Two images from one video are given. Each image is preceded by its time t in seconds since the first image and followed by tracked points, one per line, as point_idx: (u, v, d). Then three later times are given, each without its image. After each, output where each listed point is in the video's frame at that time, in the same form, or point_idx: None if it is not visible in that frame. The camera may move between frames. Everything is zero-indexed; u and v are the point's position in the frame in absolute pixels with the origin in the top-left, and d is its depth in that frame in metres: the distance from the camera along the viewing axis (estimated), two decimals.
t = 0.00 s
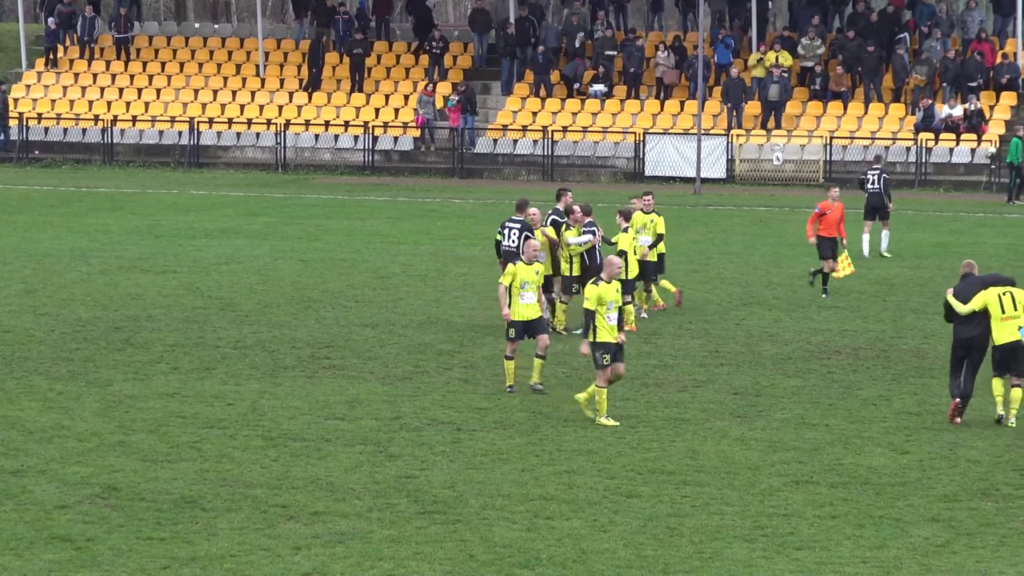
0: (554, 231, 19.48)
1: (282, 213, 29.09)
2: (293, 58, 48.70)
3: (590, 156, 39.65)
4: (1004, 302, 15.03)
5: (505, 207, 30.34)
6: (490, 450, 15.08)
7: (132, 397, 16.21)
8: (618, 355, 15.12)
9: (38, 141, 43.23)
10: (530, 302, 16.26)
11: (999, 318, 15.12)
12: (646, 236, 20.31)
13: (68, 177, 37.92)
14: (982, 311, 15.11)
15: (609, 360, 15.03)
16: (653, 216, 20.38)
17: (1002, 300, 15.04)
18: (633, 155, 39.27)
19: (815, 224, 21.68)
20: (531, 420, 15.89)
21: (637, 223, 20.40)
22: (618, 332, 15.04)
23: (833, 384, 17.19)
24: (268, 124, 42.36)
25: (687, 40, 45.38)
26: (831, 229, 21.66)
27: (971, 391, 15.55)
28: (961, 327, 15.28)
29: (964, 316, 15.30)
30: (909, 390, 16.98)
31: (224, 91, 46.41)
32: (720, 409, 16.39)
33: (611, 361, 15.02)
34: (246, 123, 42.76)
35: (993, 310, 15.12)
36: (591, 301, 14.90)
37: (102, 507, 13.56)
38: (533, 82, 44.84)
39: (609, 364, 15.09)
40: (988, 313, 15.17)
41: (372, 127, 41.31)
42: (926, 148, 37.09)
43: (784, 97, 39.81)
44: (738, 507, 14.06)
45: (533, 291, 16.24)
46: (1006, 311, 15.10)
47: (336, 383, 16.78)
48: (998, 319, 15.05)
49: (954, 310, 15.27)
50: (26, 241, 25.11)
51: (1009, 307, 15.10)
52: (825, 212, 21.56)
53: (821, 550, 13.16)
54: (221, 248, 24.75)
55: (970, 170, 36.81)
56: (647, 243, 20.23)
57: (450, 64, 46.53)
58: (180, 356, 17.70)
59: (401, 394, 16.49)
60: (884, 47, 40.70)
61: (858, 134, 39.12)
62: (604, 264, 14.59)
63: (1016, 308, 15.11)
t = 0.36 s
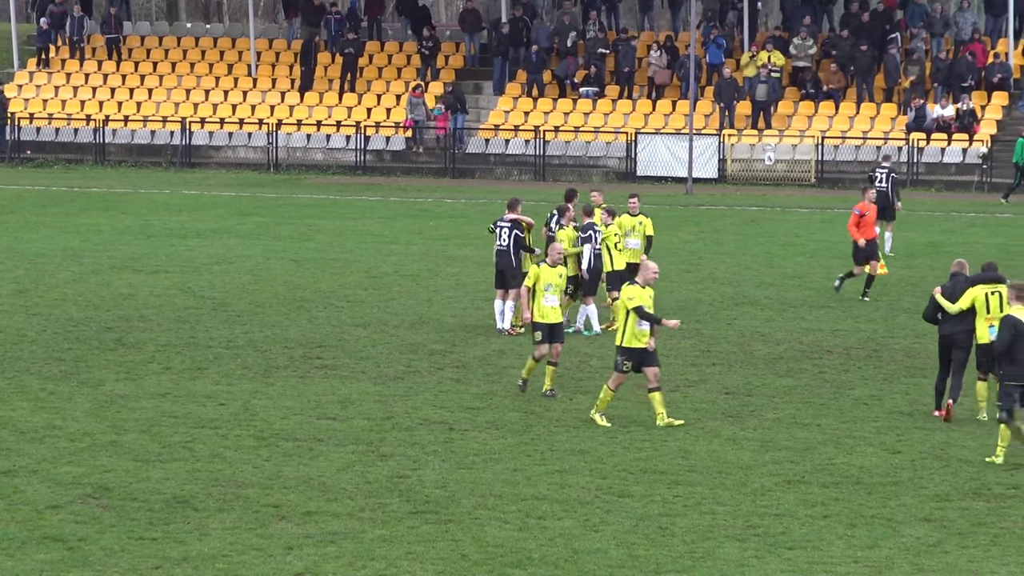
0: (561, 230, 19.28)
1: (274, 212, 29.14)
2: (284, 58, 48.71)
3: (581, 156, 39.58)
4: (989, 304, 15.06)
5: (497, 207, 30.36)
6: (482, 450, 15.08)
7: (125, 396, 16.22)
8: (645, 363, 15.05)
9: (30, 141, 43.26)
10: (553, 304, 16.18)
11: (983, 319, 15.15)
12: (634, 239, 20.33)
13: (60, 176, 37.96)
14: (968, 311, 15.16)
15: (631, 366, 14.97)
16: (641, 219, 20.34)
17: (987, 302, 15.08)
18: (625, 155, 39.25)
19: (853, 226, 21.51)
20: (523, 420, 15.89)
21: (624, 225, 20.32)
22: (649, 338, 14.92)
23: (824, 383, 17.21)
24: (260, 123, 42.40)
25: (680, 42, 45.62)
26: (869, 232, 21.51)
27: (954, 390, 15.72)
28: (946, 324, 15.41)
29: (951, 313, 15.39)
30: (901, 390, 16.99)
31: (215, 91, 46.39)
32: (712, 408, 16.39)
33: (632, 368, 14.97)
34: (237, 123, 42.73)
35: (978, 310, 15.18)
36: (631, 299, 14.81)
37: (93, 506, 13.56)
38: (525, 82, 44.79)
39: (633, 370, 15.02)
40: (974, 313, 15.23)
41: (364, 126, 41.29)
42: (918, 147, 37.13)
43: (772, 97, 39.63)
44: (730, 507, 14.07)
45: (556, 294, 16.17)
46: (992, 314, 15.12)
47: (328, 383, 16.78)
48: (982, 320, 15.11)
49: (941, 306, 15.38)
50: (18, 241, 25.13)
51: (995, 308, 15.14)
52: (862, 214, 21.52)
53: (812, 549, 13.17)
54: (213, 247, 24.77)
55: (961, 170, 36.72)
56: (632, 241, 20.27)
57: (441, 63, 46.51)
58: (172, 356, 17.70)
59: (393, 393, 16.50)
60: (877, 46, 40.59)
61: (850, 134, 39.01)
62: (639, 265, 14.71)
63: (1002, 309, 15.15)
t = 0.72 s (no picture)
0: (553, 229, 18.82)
1: (257, 213, 29.12)
2: (269, 58, 48.73)
3: (565, 156, 39.49)
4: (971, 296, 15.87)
5: (482, 208, 30.38)
6: (465, 450, 15.08)
7: (108, 397, 16.20)
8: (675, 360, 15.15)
9: (13, 140, 43.11)
10: (570, 311, 15.90)
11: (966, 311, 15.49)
12: (615, 237, 20.08)
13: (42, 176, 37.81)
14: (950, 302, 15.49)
15: (672, 359, 15.09)
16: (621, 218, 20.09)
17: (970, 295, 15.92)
18: (608, 154, 39.06)
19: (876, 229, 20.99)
20: (507, 420, 15.88)
21: (605, 225, 20.03)
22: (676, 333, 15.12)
23: (807, 383, 17.22)
24: (244, 123, 42.23)
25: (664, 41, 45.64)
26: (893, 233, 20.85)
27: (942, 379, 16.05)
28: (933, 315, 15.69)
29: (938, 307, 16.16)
30: (884, 389, 17.00)
31: (199, 91, 46.29)
32: (695, 408, 16.40)
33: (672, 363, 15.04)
34: (221, 123, 42.60)
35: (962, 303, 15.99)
36: (653, 300, 14.93)
37: (76, 506, 13.55)
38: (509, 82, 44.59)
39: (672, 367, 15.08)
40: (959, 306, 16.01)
41: (347, 126, 41.01)
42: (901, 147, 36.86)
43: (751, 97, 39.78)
44: (713, 507, 14.07)
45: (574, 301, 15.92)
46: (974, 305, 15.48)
47: (311, 383, 16.78)
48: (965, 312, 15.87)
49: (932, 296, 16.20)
50: None
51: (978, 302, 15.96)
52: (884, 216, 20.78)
53: (795, 549, 13.18)
54: (196, 248, 24.76)
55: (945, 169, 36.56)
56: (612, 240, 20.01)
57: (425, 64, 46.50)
58: (156, 356, 17.69)
59: (376, 393, 16.50)
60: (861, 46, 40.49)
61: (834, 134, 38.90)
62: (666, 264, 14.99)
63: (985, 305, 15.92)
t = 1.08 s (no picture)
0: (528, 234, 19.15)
1: (223, 212, 29.11)
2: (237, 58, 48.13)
3: (533, 155, 39.62)
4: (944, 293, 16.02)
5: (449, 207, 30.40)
6: (432, 450, 15.07)
7: (74, 396, 16.19)
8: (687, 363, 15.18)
9: None
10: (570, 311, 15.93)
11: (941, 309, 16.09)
12: (585, 241, 19.84)
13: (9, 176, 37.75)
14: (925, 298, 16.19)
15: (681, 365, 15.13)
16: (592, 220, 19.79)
17: (944, 292, 16.06)
18: (576, 154, 39.30)
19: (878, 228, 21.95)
20: (474, 419, 15.88)
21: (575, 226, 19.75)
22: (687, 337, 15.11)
23: (775, 382, 17.23)
24: (211, 121, 42.47)
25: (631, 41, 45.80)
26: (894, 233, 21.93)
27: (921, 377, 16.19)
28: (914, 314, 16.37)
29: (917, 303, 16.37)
30: (852, 388, 17.01)
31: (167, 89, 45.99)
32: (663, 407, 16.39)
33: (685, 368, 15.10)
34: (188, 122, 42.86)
35: (936, 300, 16.15)
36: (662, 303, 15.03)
37: (42, 506, 13.55)
38: (477, 81, 44.27)
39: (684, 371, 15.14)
40: (934, 303, 16.19)
41: (315, 126, 41.20)
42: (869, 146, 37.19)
43: (720, 97, 39.41)
44: (680, 506, 14.08)
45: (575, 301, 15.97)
46: (947, 304, 16.06)
47: (278, 382, 16.78)
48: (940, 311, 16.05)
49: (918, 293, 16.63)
50: None
51: (952, 300, 16.09)
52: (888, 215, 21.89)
53: (763, 548, 13.19)
54: (163, 248, 24.73)
55: (912, 169, 36.73)
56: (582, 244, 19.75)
57: (391, 63, 46.03)
58: (123, 356, 17.66)
59: (344, 392, 16.49)
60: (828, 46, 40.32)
61: (801, 134, 38.70)
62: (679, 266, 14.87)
63: (957, 300, 16.06)
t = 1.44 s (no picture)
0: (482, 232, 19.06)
1: (175, 211, 29.05)
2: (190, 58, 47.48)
3: (485, 154, 39.82)
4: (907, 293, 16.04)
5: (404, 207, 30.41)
6: (384, 449, 15.05)
7: (25, 396, 16.14)
8: (680, 366, 15.06)
9: None
10: (564, 312, 15.89)
11: (903, 309, 16.12)
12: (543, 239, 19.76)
13: None
14: (891, 296, 16.23)
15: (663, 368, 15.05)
16: (551, 218, 19.75)
17: (907, 292, 16.08)
18: (529, 152, 39.41)
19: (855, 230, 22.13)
20: (426, 418, 15.85)
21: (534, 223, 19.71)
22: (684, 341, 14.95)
23: (726, 381, 17.26)
24: (163, 121, 42.47)
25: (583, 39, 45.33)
26: (874, 233, 21.95)
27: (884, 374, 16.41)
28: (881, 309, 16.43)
29: (885, 299, 16.42)
30: (804, 388, 17.06)
31: (119, 89, 45.48)
32: (615, 406, 16.39)
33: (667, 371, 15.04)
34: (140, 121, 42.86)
35: (900, 298, 16.17)
36: (663, 302, 14.88)
37: None
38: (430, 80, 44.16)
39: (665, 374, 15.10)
40: (898, 300, 16.20)
41: (267, 125, 41.32)
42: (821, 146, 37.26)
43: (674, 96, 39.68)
44: (632, 505, 14.08)
45: (570, 302, 15.94)
46: (911, 304, 16.10)
47: (229, 381, 16.75)
48: (901, 310, 16.09)
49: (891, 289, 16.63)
50: None
51: (915, 300, 16.11)
52: (864, 217, 21.97)
53: (714, 547, 13.20)
54: (115, 247, 24.68)
55: (864, 168, 36.86)
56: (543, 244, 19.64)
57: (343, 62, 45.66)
58: (74, 355, 17.61)
59: (296, 392, 16.48)
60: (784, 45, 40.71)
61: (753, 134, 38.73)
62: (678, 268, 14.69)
63: (921, 301, 16.08)
